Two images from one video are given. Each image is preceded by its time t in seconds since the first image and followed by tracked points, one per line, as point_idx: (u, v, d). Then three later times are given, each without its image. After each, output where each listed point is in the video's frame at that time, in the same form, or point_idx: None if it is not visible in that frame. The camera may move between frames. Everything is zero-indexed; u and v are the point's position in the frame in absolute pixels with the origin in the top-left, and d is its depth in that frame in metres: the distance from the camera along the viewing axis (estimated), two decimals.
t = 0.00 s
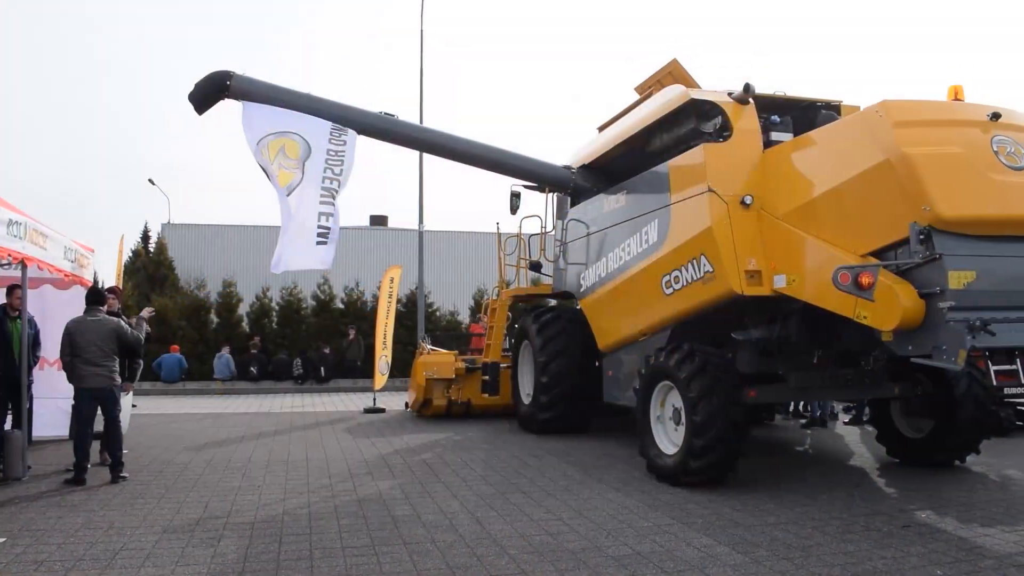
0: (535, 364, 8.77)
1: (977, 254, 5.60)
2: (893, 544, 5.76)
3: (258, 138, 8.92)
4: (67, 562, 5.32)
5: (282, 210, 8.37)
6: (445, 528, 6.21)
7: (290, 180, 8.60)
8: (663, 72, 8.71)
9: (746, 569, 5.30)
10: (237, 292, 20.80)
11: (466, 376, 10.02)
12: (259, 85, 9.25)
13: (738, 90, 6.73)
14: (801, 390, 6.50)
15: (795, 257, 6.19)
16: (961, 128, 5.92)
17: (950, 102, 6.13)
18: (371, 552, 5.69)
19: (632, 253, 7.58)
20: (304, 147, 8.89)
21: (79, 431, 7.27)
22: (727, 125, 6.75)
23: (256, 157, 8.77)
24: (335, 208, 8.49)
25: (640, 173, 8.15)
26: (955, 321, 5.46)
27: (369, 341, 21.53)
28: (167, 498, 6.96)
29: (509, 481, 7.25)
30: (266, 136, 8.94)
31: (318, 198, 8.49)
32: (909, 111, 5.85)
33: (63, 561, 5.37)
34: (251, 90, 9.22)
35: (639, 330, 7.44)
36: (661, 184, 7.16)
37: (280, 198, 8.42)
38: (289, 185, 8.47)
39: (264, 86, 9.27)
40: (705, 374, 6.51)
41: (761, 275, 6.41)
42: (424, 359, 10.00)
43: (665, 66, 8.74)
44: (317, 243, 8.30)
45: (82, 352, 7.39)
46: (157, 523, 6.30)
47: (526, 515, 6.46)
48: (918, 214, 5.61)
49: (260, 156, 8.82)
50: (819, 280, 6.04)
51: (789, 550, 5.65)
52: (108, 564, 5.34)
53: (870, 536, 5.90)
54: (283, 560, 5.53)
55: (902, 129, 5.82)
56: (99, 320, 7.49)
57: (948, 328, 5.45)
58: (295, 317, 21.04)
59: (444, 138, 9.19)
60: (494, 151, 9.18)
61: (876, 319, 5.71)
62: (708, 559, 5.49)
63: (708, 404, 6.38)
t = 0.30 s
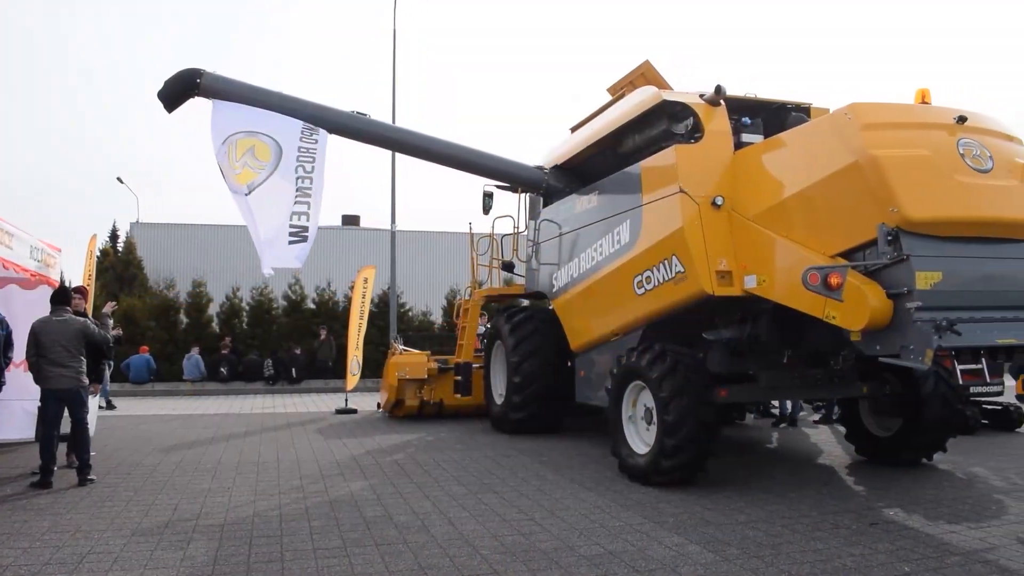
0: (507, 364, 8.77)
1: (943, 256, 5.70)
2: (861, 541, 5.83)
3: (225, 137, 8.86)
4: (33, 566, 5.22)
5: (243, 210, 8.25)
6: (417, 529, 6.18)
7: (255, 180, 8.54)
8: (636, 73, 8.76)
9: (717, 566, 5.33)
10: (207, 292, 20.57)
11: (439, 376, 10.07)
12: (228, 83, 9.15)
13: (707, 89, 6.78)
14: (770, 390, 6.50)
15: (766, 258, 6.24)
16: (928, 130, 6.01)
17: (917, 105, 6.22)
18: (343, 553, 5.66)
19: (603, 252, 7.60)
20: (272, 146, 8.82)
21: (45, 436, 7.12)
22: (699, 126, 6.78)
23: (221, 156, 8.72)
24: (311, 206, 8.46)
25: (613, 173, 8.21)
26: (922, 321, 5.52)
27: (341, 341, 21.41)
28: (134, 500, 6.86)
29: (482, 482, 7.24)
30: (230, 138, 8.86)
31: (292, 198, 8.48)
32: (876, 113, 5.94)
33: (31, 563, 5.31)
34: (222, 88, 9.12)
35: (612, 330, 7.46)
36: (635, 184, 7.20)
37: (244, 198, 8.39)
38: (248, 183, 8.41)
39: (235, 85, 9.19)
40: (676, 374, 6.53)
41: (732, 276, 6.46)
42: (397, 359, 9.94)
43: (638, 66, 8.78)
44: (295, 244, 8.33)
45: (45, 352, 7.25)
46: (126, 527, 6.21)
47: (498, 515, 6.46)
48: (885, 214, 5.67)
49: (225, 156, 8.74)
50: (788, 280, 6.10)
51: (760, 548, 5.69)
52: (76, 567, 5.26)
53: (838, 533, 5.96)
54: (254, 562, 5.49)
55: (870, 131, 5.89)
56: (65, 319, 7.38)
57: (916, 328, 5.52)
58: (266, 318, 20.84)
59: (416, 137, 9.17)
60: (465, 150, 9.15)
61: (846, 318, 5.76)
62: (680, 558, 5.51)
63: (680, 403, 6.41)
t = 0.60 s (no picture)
0: (477, 364, 8.73)
1: (908, 258, 5.79)
2: (827, 538, 5.90)
3: (192, 130, 9.03)
4: None
5: (203, 212, 8.87)
6: (386, 531, 6.15)
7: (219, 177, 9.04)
8: (606, 74, 8.80)
9: (685, 565, 5.37)
10: (174, 292, 20.34)
11: (408, 377, 10.03)
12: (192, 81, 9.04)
13: (674, 94, 6.84)
14: (737, 390, 6.54)
15: (733, 257, 6.30)
16: (892, 134, 6.09)
17: (882, 108, 6.30)
18: (311, 554, 5.63)
19: (572, 253, 7.62)
20: (238, 142, 9.06)
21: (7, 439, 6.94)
22: (667, 128, 6.81)
23: (187, 150, 9.02)
24: (277, 208, 9.11)
25: (582, 173, 8.24)
26: (886, 321, 5.57)
27: (310, 342, 21.27)
28: (100, 503, 6.78)
29: (452, 483, 7.23)
30: (194, 131, 9.04)
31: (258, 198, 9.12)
32: (841, 116, 6.01)
33: None
34: (189, 86, 9.02)
35: (581, 330, 7.48)
36: (602, 186, 7.23)
37: (204, 197, 8.95)
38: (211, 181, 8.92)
39: (202, 83, 9.07)
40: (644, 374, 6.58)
41: (700, 276, 6.51)
42: (366, 359, 9.86)
43: (607, 68, 8.81)
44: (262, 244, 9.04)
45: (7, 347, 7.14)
46: (89, 530, 6.11)
47: (468, 515, 6.45)
48: (851, 216, 5.73)
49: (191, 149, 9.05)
50: (755, 281, 6.15)
51: (727, 546, 5.74)
52: (38, 571, 5.17)
53: (805, 531, 6.02)
54: (220, 564, 5.45)
55: (835, 133, 5.96)
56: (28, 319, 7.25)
57: (880, 327, 5.55)
58: (233, 318, 20.60)
59: (385, 136, 9.09)
60: (434, 150, 9.09)
61: (812, 318, 5.78)
62: (649, 557, 5.54)
63: (648, 402, 6.43)
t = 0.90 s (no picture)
0: (447, 364, 8.71)
1: (874, 258, 5.86)
2: (795, 536, 5.96)
3: (157, 124, 8.87)
4: None
5: (164, 203, 8.54)
6: (357, 532, 6.11)
7: (183, 169, 8.73)
8: (577, 75, 8.82)
9: (655, 563, 5.39)
10: (141, 292, 20.08)
11: (378, 378, 9.97)
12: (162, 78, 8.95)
13: (644, 95, 6.88)
14: (707, 389, 6.58)
15: (703, 257, 6.34)
16: (859, 136, 6.16)
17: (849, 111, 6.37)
18: (279, 555, 5.58)
19: (543, 253, 7.64)
20: (205, 139, 8.94)
21: None
22: (637, 129, 6.85)
23: (150, 142, 8.80)
24: (240, 206, 8.87)
25: (553, 174, 8.25)
26: (853, 321, 5.63)
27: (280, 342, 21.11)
28: (66, 507, 6.67)
29: (423, 483, 7.20)
30: (161, 123, 8.89)
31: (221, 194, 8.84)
32: (809, 117, 6.07)
33: None
34: (158, 84, 8.92)
35: (552, 330, 7.49)
36: (573, 186, 7.25)
37: (164, 189, 8.63)
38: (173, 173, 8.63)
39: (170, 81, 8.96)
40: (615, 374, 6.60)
41: (670, 277, 6.54)
42: (336, 359, 9.79)
43: (578, 68, 8.83)
44: (222, 242, 8.70)
45: None
46: (54, 534, 6.01)
47: (438, 516, 6.44)
48: (818, 217, 5.79)
49: (154, 141, 8.83)
50: (724, 282, 6.19)
51: (697, 545, 5.78)
52: None
53: (774, 529, 6.08)
54: (187, 567, 5.39)
55: (802, 135, 6.01)
56: None
57: (847, 327, 5.60)
58: (201, 318, 20.41)
59: (354, 135, 9.04)
60: (405, 150, 9.04)
61: (781, 318, 5.82)
62: (620, 556, 5.56)
63: (619, 402, 6.46)
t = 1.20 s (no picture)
0: (419, 364, 8.68)
1: (842, 259, 5.92)
2: (765, 534, 6.01)
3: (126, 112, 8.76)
4: None
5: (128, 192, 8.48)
6: (327, 533, 6.07)
7: (150, 157, 8.67)
8: (549, 75, 8.82)
9: (627, 563, 5.41)
10: (108, 292, 19.84)
11: (350, 378, 9.91)
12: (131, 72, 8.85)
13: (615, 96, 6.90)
14: (678, 389, 6.61)
15: (674, 258, 6.36)
16: (827, 138, 6.23)
17: (818, 113, 6.44)
18: (249, 558, 5.53)
19: (515, 253, 7.63)
20: (173, 130, 8.84)
21: None
22: (609, 130, 6.87)
23: (118, 127, 8.68)
24: (207, 200, 8.90)
25: (525, 174, 8.25)
26: (821, 321, 5.67)
27: (250, 343, 20.95)
28: (30, 510, 6.57)
29: (395, 484, 7.18)
30: (131, 112, 8.76)
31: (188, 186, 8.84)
32: (778, 119, 6.12)
33: None
34: (127, 81, 8.82)
35: (524, 330, 7.49)
36: (545, 187, 7.25)
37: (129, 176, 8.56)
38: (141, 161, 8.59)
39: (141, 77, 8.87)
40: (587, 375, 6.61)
41: (642, 277, 6.57)
42: (307, 360, 9.73)
43: (550, 69, 8.84)
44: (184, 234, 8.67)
45: None
46: (18, 538, 5.91)
47: (410, 516, 6.41)
48: (786, 218, 5.84)
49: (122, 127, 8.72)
50: (694, 282, 6.22)
51: (669, 544, 5.80)
52: None
53: (744, 528, 6.12)
54: (155, 570, 5.32)
55: (771, 136, 6.06)
56: None
57: (815, 327, 5.65)
58: (170, 318, 20.22)
59: (327, 135, 8.98)
60: (378, 149, 9.00)
61: (751, 317, 5.84)
62: (591, 555, 5.57)
63: (590, 402, 6.47)
